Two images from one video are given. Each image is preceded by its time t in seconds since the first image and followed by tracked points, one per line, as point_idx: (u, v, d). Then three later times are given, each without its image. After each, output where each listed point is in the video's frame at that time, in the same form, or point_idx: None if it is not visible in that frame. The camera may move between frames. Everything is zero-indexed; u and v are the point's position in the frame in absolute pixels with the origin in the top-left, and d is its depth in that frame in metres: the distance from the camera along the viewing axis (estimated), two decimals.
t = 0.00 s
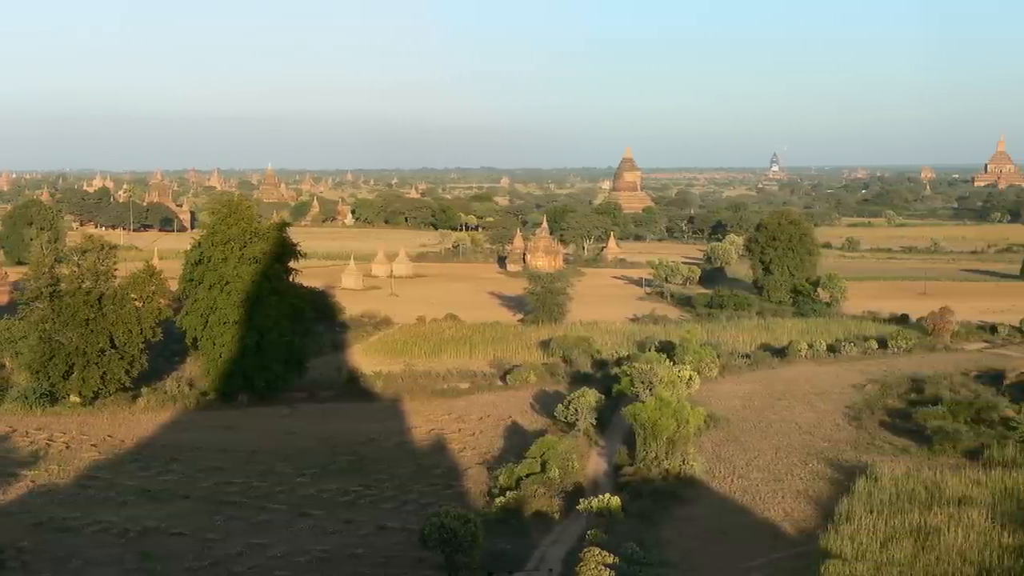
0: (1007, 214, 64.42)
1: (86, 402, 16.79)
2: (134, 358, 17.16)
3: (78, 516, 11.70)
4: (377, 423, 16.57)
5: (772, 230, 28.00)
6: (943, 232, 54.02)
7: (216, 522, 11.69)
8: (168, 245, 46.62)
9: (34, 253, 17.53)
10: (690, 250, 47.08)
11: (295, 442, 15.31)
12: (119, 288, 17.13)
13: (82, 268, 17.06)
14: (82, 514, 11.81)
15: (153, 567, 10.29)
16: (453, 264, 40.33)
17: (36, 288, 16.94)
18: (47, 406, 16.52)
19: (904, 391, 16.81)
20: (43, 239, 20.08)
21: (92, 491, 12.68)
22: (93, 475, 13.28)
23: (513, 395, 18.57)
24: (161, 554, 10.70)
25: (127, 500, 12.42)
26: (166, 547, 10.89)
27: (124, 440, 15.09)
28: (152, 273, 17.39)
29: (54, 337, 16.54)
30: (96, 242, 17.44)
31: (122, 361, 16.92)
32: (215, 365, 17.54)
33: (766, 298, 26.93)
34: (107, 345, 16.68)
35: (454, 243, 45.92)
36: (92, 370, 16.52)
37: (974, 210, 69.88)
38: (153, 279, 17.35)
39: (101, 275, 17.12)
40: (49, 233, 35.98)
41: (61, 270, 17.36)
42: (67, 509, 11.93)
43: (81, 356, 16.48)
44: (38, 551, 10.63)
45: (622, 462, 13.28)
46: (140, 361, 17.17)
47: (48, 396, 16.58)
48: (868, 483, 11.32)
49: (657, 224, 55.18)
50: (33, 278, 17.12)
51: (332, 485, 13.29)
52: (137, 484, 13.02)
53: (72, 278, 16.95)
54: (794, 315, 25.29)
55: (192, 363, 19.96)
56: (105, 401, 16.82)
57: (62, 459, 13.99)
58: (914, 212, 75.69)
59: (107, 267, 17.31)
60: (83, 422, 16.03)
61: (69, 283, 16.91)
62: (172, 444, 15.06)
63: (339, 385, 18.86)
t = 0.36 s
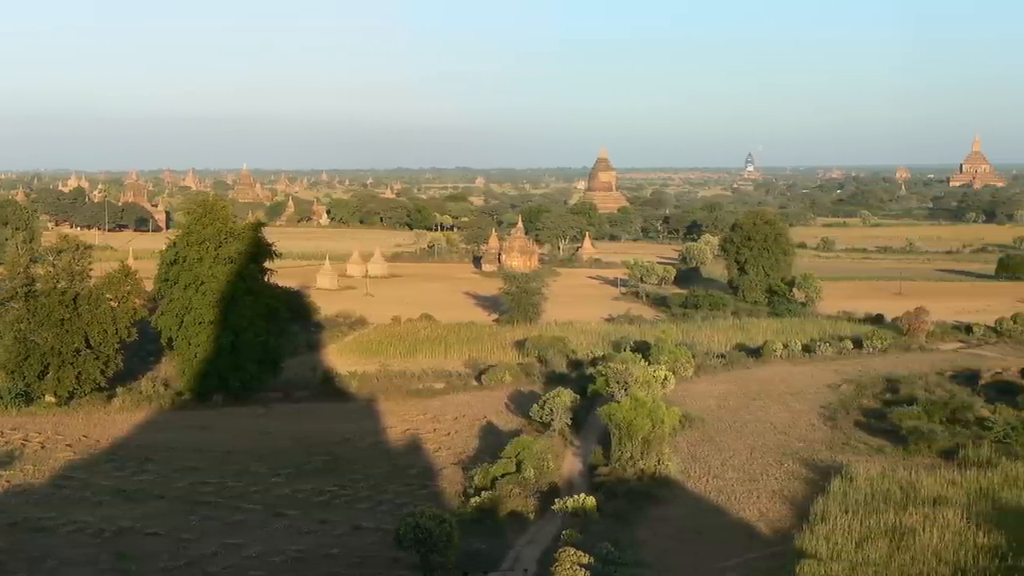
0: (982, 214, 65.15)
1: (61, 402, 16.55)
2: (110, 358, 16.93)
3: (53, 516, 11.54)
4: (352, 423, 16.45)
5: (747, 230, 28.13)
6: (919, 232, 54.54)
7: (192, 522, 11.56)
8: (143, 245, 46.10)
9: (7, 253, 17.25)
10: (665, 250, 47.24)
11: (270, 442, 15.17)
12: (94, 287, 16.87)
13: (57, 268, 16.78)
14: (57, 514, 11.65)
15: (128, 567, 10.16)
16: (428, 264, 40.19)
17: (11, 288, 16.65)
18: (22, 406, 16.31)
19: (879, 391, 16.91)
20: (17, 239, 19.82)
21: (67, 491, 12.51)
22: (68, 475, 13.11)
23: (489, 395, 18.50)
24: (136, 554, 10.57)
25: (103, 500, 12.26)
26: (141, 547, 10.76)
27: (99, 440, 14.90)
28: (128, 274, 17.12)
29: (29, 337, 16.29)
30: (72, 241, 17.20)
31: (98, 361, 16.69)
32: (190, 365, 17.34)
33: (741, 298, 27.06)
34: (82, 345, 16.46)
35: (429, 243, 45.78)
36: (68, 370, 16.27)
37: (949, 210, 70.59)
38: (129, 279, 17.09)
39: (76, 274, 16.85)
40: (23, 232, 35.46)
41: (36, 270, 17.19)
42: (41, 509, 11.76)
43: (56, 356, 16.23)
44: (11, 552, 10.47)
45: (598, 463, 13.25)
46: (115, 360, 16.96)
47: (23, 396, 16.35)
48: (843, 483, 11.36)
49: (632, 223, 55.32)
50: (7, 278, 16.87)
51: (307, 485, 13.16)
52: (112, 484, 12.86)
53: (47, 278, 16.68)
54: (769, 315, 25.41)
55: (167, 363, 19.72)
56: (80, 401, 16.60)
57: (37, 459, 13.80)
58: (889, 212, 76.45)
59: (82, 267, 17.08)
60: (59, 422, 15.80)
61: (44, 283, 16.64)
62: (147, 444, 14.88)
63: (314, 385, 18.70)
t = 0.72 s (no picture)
0: (957, 214, 65.93)
1: (36, 402, 16.32)
2: (84, 359, 16.69)
3: (27, 516, 11.39)
4: (327, 424, 16.32)
5: (722, 230, 28.24)
6: (895, 232, 55.11)
7: (167, 522, 11.44)
8: (117, 245, 45.58)
9: None
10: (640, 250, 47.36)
11: (246, 442, 15.02)
12: (69, 287, 16.68)
13: (32, 268, 16.66)
14: (31, 514, 11.50)
15: (103, 567, 10.04)
16: (403, 264, 40.04)
17: None
18: None
19: (854, 391, 17.02)
20: None
21: (42, 491, 12.36)
22: (42, 475, 12.95)
23: (463, 395, 18.43)
24: (111, 554, 10.45)
25: (78, 500, 12.12)
26: (116, 547, 10.63)
27: (74, 440, 14.71)
28: (102, 273, 16.87)
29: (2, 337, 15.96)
30: (47, 241, 17.10)
31: (73, 361, 16.46)
32: (164, 365, 17.14)
33: (716, 298, 27.17)
34: (57, 345, 16.20)
35: (404, 243, 45.60)
36: (43, 370, 16.05)
37: (925, 209, 71.30)
38: (104, 279, 16.84)
39: (51, 275, 16.73)
40: None
41: (10, 272, 16.98)
42: (15, 509, 11.60)
43: (31, 356, 15.97)
44: None
45: (572, 463, 13.21)
46: (90, 361, 16.72)
47: None
48: (818, 483, 11.41)
49: (607, 224, 55.42)
50: None
51: (283, 485, 13.04)
52: (87, 484, 12.71)
53: (23, 278, 16.56)
54: (744, 315, 25.51)
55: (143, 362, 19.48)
56: (55, 401, 16.38)
57: (11, 459, 13.63)
58: (864, 212, 77.17)
59: (57, 268, 16.92)
60: (33, 422, 15.58)
61: (19, 283, 16.51)
62: (122, 444, 14.70)
63: (289, 385, 18.54)
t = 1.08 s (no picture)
0: (932, 214, 66.64)
1: (10, 403, 15.99)
2: (59, 359, 16.46)
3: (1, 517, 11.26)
4: (301, 424, 16.18)
5: (697, 230, 28.33)
6: (870, 232, 55.63)
7: (142, 522, 11.32)
8: (91, 246, 45.05)
9: None
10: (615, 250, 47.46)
11: (220, 442, 14.86)
12: (43, 287, 16.45)
13: (7, 268, 16.48)
14: (4, 515, 11.36)
15: (78, 567, 9.94)
16: (378, 264, 39.86)
17: None
18: None
19: (829, 391, 17.11)
20: None
21: (16, 492, 12.22)
22: (16, 476, 12.79)
23: (439, 395, 18.35)
24: (86, 555, 10.34)
25: (52, 500, 11.97)
26: (90, 547, 10.52)
27: (48, 440, 14.52)
28: (77, 274, 16.62)
29: None
30: (21, 241, 17.02)
31: (47, 361, 16.23)
32: (139, 365, 16.91)
33: (692, 298, 27.26)
34: (31, 345, 15.96)
35: (379, 243, 45.41)
36: (18, 370, 15.79)
37: (900, 209, 72.00)
38: (79, 279, 16.60)
39: (26, 275, 16.54)
40: None
41: None
42: None
43: (5, 356, 15.71)
44: None
45: (547, 463, 13.18)
46: (65, 361, 16.50)
47: None
48: (793, 483, 11.45)
49: (582, 224, 55.49)
50: None
51: (257, 485, 12.91)
52: (61, 484, 12.56)
53: None
54: (719, 315, 25.61)
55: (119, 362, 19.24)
56: (30, 402, 16.06)
57: None
58: (838, 212, 77.78)
59: (31, 268, 16.78)
60: (7, 422, 15.33)
61: None
62: (96, 443, 14.52)
63: (264, 385, 18.37)
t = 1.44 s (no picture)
0: (907, 213, 67.27)
1: None
2: (34, 359, 16.33)
3: None
4: (277, 424, 16.05)
5: (673, 230, 28.41)
6: (846, 232, 56.11)
7: (117, 522, 11.22)
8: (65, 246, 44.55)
9: None
10: (591, 250, 47.52)
11: (196, 442, 14.72)
12: (18, 288, 16.32)
13: None
14: None
15: (53, 567, 9.85)
16: (354, 264, 39.69)
17: None
18: None
19: (804, 391, 17.20)
20: None
21: None
22: None
23: (414, 395, 18.27)
24: (61, 555, 10.24)
25: (27, 501, 11.84)
26: (65, 547, 10.42)
27: (24, 440, 14.35)
28: (53, 274, 16.58)
29: None
30: None
31: (23, 361, 16.08)
32: (115, 365, 16.80)
33: (668, 298, 27.33)
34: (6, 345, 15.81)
35: (354, 243, 45.20)
36: None
37: (876, 208, 72.61)
38: (55, 279, 16.57)
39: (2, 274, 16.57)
40: None
41: None
42: None
43: None
44: None
45: (523, 463, 13.14)
46: (41, 361, 16.37)
47: None
48: (768, 483, 11.48)
49: (557, 224, 55.50)
50: None
51: (233, 485, 12.80)
52: (36, 484, 12.42)
53: None
54: (694, 315, 25.70)
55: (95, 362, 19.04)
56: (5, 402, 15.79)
57: None
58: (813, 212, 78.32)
59: (7, 266, 16.79)
60: None
61: None
62: (71, 443, 14.36)
63: (240, 385, 18.21)
